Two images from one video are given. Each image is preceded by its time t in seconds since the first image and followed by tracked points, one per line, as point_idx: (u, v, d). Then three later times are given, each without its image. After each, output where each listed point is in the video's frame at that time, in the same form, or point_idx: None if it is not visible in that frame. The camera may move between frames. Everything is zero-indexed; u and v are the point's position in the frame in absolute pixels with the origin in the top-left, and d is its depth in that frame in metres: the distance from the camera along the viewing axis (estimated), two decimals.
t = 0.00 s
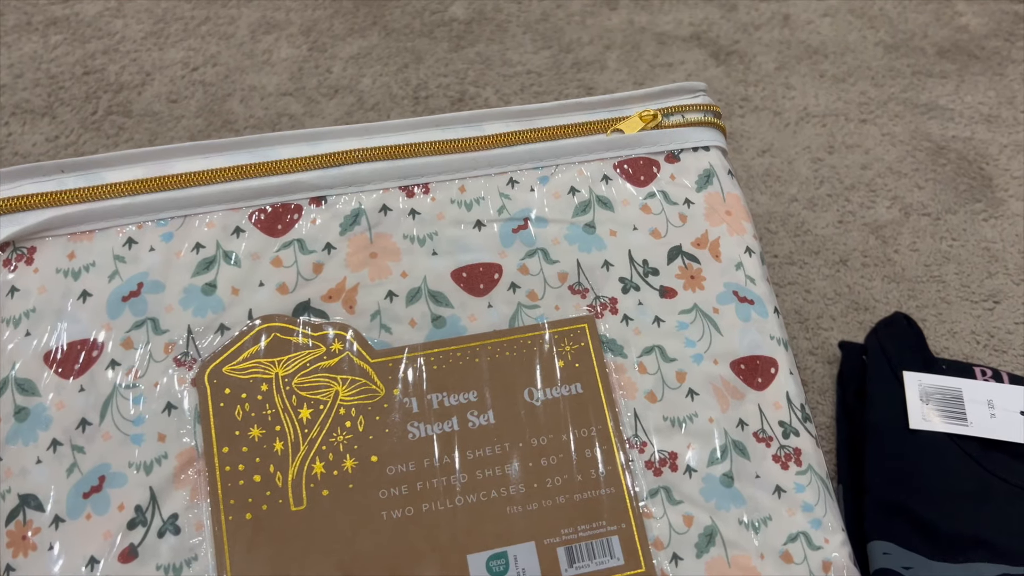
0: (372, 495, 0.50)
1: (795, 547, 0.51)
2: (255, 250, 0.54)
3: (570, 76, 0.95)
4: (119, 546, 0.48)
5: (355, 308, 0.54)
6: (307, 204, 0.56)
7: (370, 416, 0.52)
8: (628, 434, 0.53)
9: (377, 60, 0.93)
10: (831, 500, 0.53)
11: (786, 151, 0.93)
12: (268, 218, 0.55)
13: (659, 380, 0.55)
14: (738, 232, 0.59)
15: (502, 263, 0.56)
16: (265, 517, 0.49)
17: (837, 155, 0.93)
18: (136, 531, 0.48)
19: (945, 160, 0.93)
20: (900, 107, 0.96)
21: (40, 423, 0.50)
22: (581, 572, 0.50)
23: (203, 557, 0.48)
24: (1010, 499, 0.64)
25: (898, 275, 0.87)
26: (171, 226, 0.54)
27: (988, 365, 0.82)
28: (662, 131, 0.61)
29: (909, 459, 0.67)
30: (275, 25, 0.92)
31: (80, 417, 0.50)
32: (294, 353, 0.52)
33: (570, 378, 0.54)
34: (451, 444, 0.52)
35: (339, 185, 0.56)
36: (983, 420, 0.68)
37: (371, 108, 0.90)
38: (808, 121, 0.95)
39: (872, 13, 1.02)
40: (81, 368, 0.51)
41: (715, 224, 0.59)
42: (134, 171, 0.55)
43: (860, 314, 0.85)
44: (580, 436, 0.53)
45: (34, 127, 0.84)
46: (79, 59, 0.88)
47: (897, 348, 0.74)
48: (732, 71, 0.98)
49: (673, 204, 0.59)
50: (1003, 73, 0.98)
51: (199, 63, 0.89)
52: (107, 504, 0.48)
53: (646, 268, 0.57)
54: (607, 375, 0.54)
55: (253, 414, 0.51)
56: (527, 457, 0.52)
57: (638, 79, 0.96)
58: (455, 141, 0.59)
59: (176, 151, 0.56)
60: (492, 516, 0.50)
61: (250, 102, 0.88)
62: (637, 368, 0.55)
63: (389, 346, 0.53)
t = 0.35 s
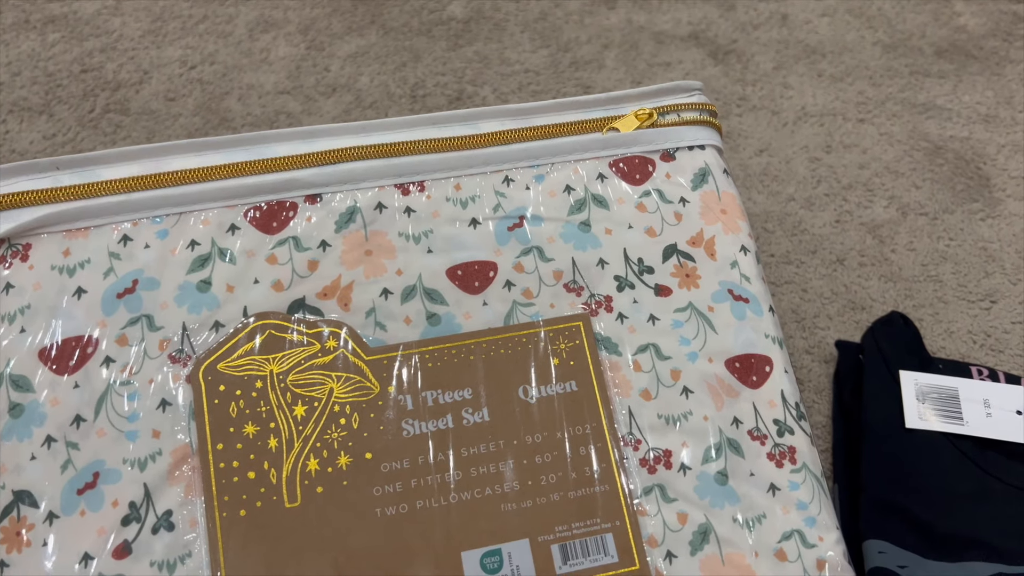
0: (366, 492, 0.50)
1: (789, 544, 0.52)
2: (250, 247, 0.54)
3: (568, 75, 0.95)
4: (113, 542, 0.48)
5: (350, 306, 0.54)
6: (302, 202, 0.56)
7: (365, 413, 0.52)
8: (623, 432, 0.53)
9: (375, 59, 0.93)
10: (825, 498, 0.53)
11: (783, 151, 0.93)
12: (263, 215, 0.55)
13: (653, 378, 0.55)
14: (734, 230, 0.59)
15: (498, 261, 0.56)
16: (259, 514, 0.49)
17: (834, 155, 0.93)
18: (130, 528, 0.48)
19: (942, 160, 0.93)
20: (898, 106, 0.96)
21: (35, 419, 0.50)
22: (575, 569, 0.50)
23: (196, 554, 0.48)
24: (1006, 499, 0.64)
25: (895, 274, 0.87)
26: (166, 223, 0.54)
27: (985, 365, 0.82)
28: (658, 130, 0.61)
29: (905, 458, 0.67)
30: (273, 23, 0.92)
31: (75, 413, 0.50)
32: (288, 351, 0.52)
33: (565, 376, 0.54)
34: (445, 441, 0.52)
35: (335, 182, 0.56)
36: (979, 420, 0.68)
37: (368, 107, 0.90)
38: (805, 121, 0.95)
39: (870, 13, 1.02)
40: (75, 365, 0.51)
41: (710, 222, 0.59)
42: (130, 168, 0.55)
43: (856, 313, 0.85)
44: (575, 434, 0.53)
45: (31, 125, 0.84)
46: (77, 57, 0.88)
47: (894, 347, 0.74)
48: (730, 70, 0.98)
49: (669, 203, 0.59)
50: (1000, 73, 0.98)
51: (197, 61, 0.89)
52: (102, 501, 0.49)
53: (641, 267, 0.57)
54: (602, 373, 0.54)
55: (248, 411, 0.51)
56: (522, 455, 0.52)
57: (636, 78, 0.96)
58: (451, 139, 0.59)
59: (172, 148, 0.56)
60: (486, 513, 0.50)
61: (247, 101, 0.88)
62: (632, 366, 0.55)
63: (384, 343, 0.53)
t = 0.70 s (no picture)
0: (368, 473, 0.50)
1: (789, 527, 0.52)
2: (253, 230, 0.54)
3: (569, 67, 0.95)
4: (116, 521, 0.48)
5: (352, 289, 0.54)
6: (304, 185, 0.56)
7: (366, 395, 0.52)
8: (624, 415, 0.53)
9: (377, 50, 0.93)
10: (825, 482, 0.53)
11: (784, 143, 0.94)
12: (266, 198, 0.55)
13: (654, 362, 0.55)
14: (735, 216, 0.59)
15: (500, 245, 0.56)
16: (262, 495, 0.49)
17: (835, 147, 0.94)
18: (133, 507, 0.48)
19: (943, 153, 0.93)
20: (899, 99, 0.96)
21: (38, 399, 0.50)
22: (576, 550, 0.50)
23: (199, 533, 0.49)
24: (1006, 487, 0.64)
25: (896, 265, 0.87)
26: (169, 205, 0.54)
27: (986, 355, 0.82)
28: (660, 115, 0.61)
29: (904, 446, 0.67)
30: (275, 15, 0.92)
31: (78, 393, 0.50)
32: (290, 333, 0.52)
33: (566, 359, 0.54)
34: (447, 423, 0.52)
35: (337, 166, 0.56)
36: (978, 408, 0.68)
37: (370, 98, 0.90)
38: (807, 113, 0.95)
39: (872, 7, 1.02)
40: (78, 345, 0.51)
41: (712, 208, 0.59)
42: (133, 150, 0.56)
43: (857, 304, 0.85)
44: (576, 417, 0.53)
45: (34, 115, 0.84)
46: (80, 48, 0.88)
47: (893, 336, 0.74)
48: (732, 63, 0.98)
49: (670, 188, 0.59)
50: (1002, 67, 0.98)
51: (199, 52, 0.89)
52: (105, 480, 0.49)
53: (642, 252, 0.57)
54: (603, 357, 0.54)
55: (250, 392, 0.51)
56: (523, 438, 0.52)
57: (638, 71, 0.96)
58: (453, 123, 0.59)
59: (175, 131, 0.56)
60: (488, 495, 0.51)
61: (250, 91, 0.88)
62: (633, 350, 0.55)
63: (386, 326, 0.53)
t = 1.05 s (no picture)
0: (370, 459, 0.51)
1: (789, 516, 0.52)
2: (257, 217, 0.54)
3: (573, 61, 0.95)
4: (120, 504, 0.48)
5: (356, 276, 0.54)
6: (308, 173, 0.56)
7: (369, 381, 0.52)
8: (625, 403, 0.54)
9: (380, 43, 0.93)
10: (826, 471, 0.54)
11: (787, 138, 0.94)
12: (270, 185, 0.55)
13: (656, 351, 0.55)
14: (738, 206, 0.59)
15: (503, 233, 0.56)
16: (265, 479, 0.50)
17: (839, 142, 0.94)
18: (136, 491, 0.49)
19: (947, 148, 0.93)
20: (903, 95, 0.96)
21: (42, 383, 0.50)
22: (577, 536, 0.50)
23: (202, 517, 0.49)
24: (1007, 479, 0.64)
25: (898, 260, 0.87)
26: (173, 192, 0.55)
27: (987, 349, 0.82)
28: (663, 106, 0.61)
29: (906, 438, 0.67)
30: (279, 7, 0.92)
31: (82, 377, 0.50)
32: (294, 319, 0.53)
33: (568, 347, 0.54)
34: (449, 410, 0.52)
35: (341, 154, 0.56)
36: (979, 401, 0.69)
37: (374, 90, 0.90)
38: (810, 108, 0.95)
39: (877, 2, 1.02)
40: (83, 330, 0.51)
41: (714, 198, 0.59)
42: (138, 137, 0.56)
43: (859, 297, 0.85)
44: (577, 405, 0.53)
45: (39, 105, 0.84)
46: (85, 39, 0.88)
47: (895, 329, 0.74)
48: (735, 58, 0.98)
49: (674, 178, 0.59)
50: (1006, 63, 0.98)
51: (204, 44, 0.89)
52: (109, 464, 0.49)
53: (645, 241, 0.57)
54: (605, 345, 0.55)
55: (254, 378, 0.51)
56: (524, 424, 0.52)
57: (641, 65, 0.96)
58: (456, 112, 0.59)
59: (179, 118, 0.56)
60: (489, 481, 0.51)
61: (254, 83, 0.88)
62: (635, 339, 0.55)
63: (389, 313, 0.54)
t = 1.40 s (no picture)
0: (379, 434, 0.50)
1: (797, 496, 0.52)
2: (266, 189, 0.54)
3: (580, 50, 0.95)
4: (128, 475, 0.48)
5: (365, 250, 0.54)
6: (318, 145, 0.56)
7: (378, 355, 0.52)
8: (634, 381, 0.53)
9: (388, 30, 0.92)
10: (835, 452, 0.54)
11: (794, 126, 0.93)
12: (279, 157, 0.55)
13: (666, 330, 0.55)
14: (750, 185, 0.59)
15: (513, 209, 0.56)
16: (273, 452, 0.49)
17: (845, 131, 0.93)
18: (144, 462, 0.49)
19: (953, 138, 0.93)
20: (909, 85, 0.96)
21: (50, 353, 0.50)
22: (585, 513, 0.50)
23: (210, 489, 0.49)
24: (1011, 462, 0.65)
25: (903, 247, 0.87)
26: (182, 162, 0.54)
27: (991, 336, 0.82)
28: (677, 82, 0.61)
29: (911, 422, 0.67)
30: None
31: (90, 348, 0.50)
32: (303, 292, 0.52)
33: (578, 325, 0.54)
34: (458, 386, 0.52)
35: (351, 126, 0.56)
36: (984, 385, 0.69)
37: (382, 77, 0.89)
38: (816, 97, 0.95)
39: None
40: (91, 300, 0.51)
41: (727, 176, 0.59)
42: (147, 107, 0.55)
43: (864, 284, 0.85)
44: (586, 382, 0.53)
45: (47, 90, 0.84)
46: (93, 24, 0.87)
47: (900, 314, 0.75)
48: (742, 48, 0.97)
49: (686, 156, 0.59)
50: (1013, 55, 0.98)
51: (211, 30, 0.88)
52: (116, 435, 0.49)
53: (657, 219, 0.57)
54: (615, 323, 0.54)
55: (262, 350, 0.51)
56: (534, 401, 0.52)
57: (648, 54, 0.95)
58: (467, 86, 0.59)
59: (189, 88, 0.56)
60: (498, 457, 0.51)
61: (261, 69, 0.88)
62: (645, 317, 0.55)
63: (399, 288, 0.53)
